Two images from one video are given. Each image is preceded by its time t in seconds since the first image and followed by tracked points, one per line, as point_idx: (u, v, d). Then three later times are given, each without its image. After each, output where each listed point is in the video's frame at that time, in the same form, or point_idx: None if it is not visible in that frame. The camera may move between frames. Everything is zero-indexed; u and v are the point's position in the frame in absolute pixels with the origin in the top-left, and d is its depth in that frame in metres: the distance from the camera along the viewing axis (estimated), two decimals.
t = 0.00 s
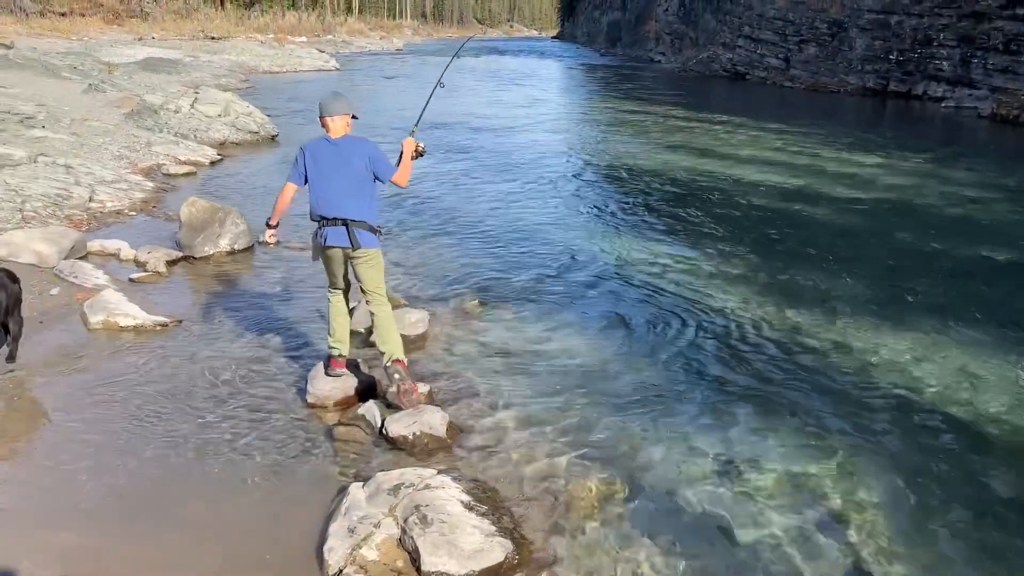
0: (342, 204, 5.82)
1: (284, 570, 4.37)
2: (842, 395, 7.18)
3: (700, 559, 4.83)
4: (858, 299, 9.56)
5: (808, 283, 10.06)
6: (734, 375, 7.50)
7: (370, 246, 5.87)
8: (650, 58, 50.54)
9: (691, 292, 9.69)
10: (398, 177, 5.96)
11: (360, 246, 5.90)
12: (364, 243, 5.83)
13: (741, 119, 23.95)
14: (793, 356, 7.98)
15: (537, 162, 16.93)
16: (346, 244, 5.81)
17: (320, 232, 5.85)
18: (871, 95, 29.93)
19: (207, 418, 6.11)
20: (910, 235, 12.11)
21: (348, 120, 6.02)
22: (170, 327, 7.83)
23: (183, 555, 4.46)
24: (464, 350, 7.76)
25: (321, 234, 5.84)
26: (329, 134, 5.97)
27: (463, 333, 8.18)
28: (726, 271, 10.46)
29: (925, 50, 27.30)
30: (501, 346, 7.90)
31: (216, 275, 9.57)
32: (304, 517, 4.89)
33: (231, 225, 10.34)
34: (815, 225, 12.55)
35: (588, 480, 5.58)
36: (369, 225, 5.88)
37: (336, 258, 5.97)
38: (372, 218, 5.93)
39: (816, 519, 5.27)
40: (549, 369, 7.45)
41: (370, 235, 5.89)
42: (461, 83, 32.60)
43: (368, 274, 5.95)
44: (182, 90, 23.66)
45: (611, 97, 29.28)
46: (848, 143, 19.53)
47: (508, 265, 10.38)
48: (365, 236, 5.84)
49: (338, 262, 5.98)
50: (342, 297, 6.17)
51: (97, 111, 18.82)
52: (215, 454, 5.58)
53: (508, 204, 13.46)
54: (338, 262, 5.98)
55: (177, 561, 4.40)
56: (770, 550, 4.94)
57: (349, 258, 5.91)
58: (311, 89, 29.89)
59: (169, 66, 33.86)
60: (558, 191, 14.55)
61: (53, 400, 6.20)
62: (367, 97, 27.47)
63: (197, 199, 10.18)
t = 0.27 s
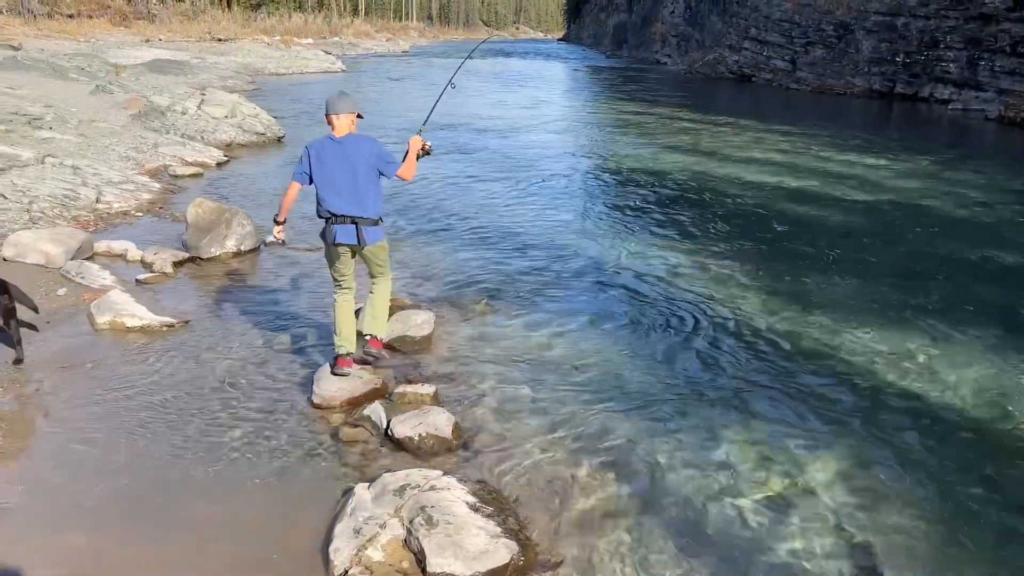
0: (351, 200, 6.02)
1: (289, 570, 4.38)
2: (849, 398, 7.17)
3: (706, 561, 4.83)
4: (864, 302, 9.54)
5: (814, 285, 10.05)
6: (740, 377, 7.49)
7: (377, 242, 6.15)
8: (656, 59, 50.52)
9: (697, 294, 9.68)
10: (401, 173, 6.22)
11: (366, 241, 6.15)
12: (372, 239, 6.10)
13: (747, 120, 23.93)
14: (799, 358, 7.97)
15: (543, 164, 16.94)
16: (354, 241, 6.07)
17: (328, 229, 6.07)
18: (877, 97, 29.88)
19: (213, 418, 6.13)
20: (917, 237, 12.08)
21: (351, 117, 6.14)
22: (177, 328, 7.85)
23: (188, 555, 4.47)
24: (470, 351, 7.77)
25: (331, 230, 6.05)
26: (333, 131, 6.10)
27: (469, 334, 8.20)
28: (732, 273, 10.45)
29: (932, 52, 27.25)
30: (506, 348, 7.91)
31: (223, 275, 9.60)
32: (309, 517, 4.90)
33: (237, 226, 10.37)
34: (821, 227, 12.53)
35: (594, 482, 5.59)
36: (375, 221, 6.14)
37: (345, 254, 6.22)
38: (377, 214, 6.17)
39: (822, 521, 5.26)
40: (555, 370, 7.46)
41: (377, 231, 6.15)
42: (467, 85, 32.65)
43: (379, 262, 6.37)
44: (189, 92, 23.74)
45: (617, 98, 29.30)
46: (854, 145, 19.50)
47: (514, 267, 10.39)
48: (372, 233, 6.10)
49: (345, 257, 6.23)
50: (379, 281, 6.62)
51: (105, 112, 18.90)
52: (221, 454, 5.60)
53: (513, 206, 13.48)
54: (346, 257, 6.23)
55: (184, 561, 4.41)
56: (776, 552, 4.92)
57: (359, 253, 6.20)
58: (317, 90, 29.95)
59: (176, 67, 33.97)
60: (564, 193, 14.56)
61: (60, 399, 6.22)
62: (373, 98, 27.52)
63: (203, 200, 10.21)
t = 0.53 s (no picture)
0: (375, 201, 6.18)
1: (291, 570, 4.39)
2: (853, 399, 7.15)
3: (709, 563, 4.82)
4: (868, 303, 9.52)
5: (817, 286, 10.04)
6: (743, 378, 7.48)
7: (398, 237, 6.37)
8: (659, 60, 50.54)
9: (701, 295, 9.67)
10: (419, 169, 6.34)
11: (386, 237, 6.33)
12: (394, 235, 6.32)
13: (750, 121, 23.92)
14: (802, 359, 7.96)
15: (546, 165, 16.95)
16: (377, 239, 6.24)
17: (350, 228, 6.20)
18: (881, 98, 29.85)
19: (217, 418, 6.13)
20: (921, 238, 12.06)
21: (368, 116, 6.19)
22: (180, 328, 7.86)
23: (191, 555, 4.47)
24: (473, 352, 7.77)
25: (354, 230, 6.17)
26: (351, 131, 6.15)
27: (472, 334, 8.20)
28: (735, 274, 10.44)
29: (937, 53, 27.21)
30: (509, 349, 7.91)
31: (226, 276, 9.61)
32: (312, 517, 4.91)
33: (241, 227, 10.38)
34: (824, 228, 12.52)
35: (597, 483, 5.58)
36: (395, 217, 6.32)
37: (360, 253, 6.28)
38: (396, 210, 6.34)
39: (825, 522, 5.25)
40: (558, 371, 7.46)
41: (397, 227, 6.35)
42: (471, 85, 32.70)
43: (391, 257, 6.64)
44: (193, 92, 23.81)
45: (620, 99, 29.32)
46: (858, 146, 19.47)
47: (517, 267, 10.40)
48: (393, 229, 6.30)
49: (358, 255, 6.26)
50: (391, 276, 6.98)
51: (109, 113, 18.94)
52: (224, 454, 5.61)
53: (517, 207, 13.49)
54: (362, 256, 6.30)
55: (186, 561, 4.42)
56: (779, 555, 4.91)
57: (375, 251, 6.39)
58: (321, 91, 30.00)
59: (180, 68, 34.05)
60: (567, 194, 14.57)
61: (63, 400, 6.23)
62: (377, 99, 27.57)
63: (207, 201, 10.22)
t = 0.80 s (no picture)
0: (399, 185, 6.96)
1: (293, 570, 4.40)
2: (855, 400, 7.15)
3: (711, 563, 4.82)
4: (869, 304, 9.52)
5: (819, 287, 10.03)
6: (745, 379, 7.48)
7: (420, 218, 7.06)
8: (662, 61, 50.53)
9: (703, 296, 9.67)
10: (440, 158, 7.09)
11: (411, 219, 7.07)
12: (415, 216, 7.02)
13: (752, 122, 23.91)
14: (804, 359, 7.96)
15: (548, 166, 16.95)
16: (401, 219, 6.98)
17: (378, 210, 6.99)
18: (884, 99, 29.84)
19: (219, 418, 6.14)
20: (923, 239, 12.05)
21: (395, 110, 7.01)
22: (183, 328, 7.88)
23: (193, 555, 4.48)
24: (476, 352, 7.78)
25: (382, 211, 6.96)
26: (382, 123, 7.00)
27: (474, 335, 8.20)
28: (737, 275, 10.44)
29: (939, 54, 27.19)
30: (511, 349, 7.91)
31: (229, 276, 9.62)
32: (314, 517, 4.91)
33: (243, 227, 10.39)
34: (826, 229, 12.51)
35: (599, 483, 5.58)
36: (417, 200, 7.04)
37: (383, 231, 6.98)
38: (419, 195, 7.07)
39: (827, 523, 5.25)
40: (560, 371, 7.46)
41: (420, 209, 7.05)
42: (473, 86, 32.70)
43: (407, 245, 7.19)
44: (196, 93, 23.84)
45: (621, 100, 29.32)
46: (861, 147, 19.45)
47: (519, 268, 10.40)
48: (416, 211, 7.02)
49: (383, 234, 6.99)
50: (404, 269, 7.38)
51: (111, 113, 18.97)
52: (226, 454, 5.61)
53: (519, 207, 13.49)
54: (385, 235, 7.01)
55: (189, 560, 4.43)
56: (781, 555, 4.91)
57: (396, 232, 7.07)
58: (323, 91, 30.02)
59: (182, 68, 34.07)
60: (569, 194, 14.55)
61: (66, 399, 6.24)
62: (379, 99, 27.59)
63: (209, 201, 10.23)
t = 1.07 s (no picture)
0: (407, 174, 7.04)
1: (293, 570, 4.39)
2: (855, 400, 7.14)
3: (711, 563, 4.82)
4: (870, 304, 9.51)
5: (820, 287, 10.03)
6: (745, 379, 7.47)
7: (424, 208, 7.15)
8: (662, 61, 50.56)
9: (703, 296, 9.66)
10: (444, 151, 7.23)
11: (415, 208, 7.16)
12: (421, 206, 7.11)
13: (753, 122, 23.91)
14: (804, 360, 7.95)
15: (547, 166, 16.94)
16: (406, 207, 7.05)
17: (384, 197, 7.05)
18: (884, 99, 29.85)
19: (219, 418, 6.14)
20: (923, 239, 12.05)
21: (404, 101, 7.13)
22: (183, 328, 7.87)
23: (192, 555, 4.48)
24: (476, 352, 7.78)
25: (388, 198, 7.02)
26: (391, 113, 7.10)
27: (475, 335, 8.20)
28: (737, 275, 10.43)
29: (939, 54, 27.20)
30: (511, 349, 7.91)
31: (229, 275, 9.62)
32: (313, 517, 4.91)
33: (243, 227, 10.39)
34: (827, 229, 12.51)
35: (599, 484, 5.58)
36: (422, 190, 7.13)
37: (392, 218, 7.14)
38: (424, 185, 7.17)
39: (826, 523, 5.25)
40: (560, 371, 7.45)
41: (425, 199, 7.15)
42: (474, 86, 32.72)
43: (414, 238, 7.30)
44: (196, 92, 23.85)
45: (622, 100, 29.32)
46: (861, 147, 19.45)
47: (519, 268, 10.40)
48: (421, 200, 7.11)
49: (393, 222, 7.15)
50: (409, 264, 7.45)
51: (111, 113, 18.96)
52: (226, 455, 5.61)
53: (519, 207, 13.49)
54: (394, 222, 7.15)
55: (188, 560, 4.43)
56: (781, 555, 4.91)
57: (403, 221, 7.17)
58: (323, 91, 30.02)
59: (183, 68, 34.08)
60: (568, 194, 14.55)
61: (65, 399, 6.24)
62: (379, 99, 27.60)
63: (209, 201, 10.23)
